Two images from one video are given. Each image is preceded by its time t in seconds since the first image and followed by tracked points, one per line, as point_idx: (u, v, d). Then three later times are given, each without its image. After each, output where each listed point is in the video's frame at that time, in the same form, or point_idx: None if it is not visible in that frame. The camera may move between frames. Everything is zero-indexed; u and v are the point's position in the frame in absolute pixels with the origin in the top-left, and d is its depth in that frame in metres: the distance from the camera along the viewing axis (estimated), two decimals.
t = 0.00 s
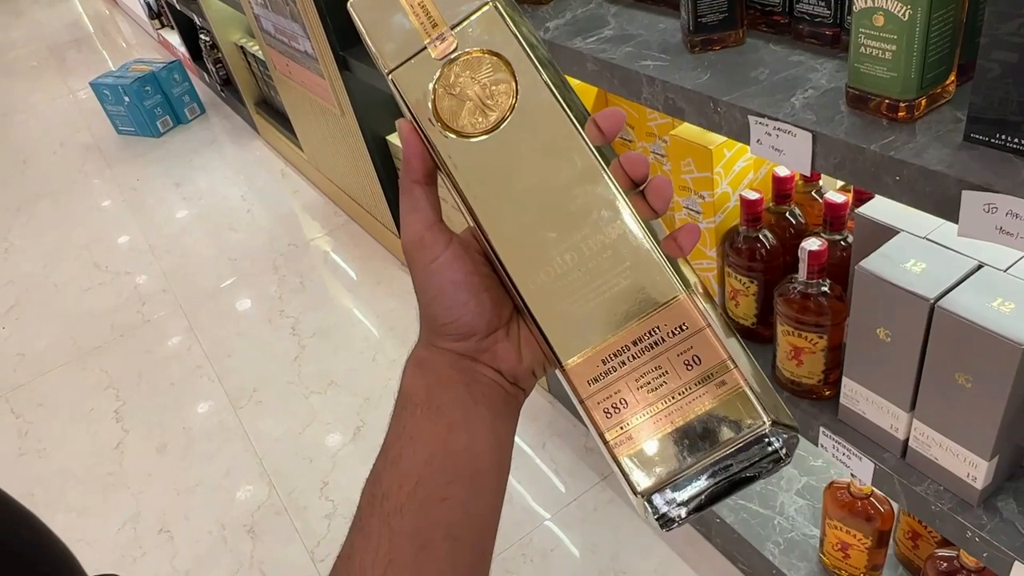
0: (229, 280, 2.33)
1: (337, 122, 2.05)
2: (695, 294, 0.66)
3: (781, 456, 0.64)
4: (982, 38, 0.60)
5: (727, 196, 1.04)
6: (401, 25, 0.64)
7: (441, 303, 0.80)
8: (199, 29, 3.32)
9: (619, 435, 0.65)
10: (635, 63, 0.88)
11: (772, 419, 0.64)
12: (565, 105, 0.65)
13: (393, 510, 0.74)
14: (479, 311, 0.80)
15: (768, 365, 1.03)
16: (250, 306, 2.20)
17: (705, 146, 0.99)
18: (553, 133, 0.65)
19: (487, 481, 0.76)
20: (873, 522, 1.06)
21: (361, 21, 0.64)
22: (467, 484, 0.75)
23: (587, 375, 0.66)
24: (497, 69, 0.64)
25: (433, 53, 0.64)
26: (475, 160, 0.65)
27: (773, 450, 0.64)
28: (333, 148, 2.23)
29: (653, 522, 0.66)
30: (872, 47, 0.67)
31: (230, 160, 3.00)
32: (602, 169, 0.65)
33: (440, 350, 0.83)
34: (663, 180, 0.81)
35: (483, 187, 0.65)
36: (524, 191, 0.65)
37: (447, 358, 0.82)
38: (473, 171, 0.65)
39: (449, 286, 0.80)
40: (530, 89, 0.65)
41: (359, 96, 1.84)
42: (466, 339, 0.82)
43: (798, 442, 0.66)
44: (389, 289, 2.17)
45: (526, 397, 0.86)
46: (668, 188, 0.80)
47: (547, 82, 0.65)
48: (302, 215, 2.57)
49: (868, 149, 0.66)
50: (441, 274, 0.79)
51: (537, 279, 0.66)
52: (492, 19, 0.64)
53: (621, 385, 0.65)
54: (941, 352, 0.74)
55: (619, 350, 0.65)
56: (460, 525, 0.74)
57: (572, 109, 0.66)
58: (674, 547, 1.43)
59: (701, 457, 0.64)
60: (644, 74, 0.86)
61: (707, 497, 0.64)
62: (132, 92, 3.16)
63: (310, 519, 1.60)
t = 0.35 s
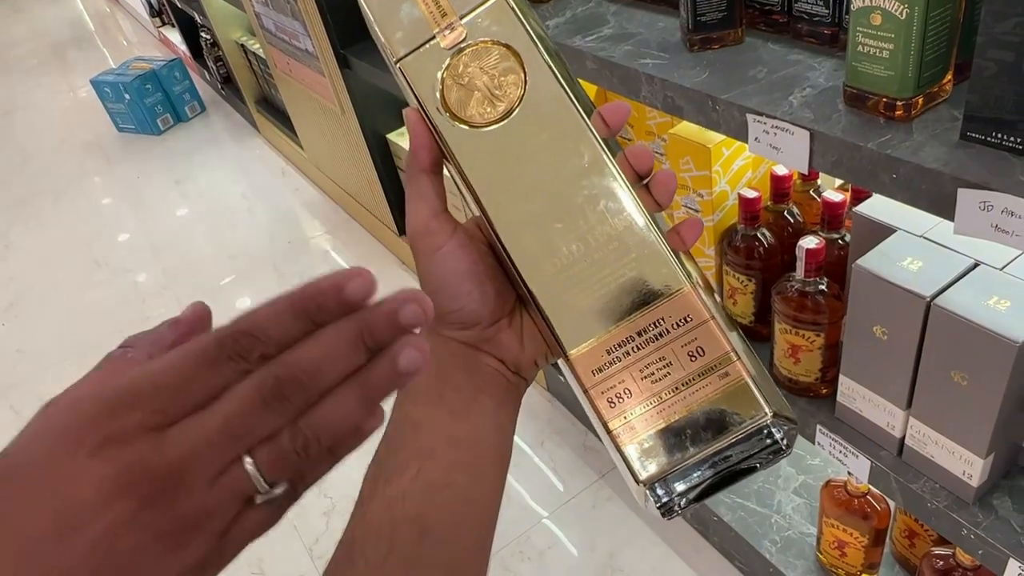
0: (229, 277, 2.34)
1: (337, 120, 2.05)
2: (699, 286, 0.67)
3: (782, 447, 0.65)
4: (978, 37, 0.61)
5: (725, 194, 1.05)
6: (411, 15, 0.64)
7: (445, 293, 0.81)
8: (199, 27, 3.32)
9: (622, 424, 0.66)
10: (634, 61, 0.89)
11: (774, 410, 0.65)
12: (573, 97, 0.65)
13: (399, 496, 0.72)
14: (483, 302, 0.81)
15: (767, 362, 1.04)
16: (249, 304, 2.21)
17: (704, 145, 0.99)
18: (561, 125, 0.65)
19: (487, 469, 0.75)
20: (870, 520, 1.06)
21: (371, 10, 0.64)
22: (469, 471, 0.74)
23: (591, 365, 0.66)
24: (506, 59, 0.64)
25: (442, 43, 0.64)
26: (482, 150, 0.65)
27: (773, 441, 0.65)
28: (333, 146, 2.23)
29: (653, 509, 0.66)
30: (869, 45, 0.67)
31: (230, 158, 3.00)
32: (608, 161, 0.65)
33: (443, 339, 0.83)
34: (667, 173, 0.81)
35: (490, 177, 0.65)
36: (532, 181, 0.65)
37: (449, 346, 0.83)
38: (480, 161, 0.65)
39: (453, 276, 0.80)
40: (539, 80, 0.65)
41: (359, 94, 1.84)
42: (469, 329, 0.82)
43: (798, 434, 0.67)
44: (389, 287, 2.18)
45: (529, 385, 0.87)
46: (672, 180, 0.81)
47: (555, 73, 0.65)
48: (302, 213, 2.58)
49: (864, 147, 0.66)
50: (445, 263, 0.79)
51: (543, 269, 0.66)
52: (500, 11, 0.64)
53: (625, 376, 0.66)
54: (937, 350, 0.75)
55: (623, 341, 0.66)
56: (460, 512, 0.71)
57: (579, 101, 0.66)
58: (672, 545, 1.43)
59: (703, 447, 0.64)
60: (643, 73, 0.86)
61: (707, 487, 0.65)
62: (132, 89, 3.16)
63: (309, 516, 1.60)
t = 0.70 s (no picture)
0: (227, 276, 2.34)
1: (335, 118, 2.05)
2: (700, 281, 0.67)
3: (781, 441, 0.65)
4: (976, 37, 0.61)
5: (723, 194, 1.05)
6: (414, 10, 0.64)
7: (447, 288, 0.81)
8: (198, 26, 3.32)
9: (624, 418, 0.65)
10: (633, 60, 0.89)
11: (774, 406, 0.65)
12: (575, 93, 0.65)
13: (394, 491, 0.70)
14: (485, 297, 0.82)
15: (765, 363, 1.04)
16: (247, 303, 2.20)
17: (703, 144, 0.99)
18: (563, 120, 0.65)
19: (486, 466, 0.76)
20: (866, 521, 1.06)
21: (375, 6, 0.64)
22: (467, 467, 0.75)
23: (593, 359, 0.66)
24: (509, 54, 0.64)
25: (444, 38, 0.64)
26: (485, 145, 0.65)
27: (773, 436, 0.65)
28: (332, 145, 2.23)
29: (655, 503, 0.66)
30: (868, 45, 0.67)
31: (229, 157, 3.00)
32: (610, 156, 0.65)
33: (443, 334, 0.84)
34: (667, 170, 0.85)
35: (492, 172, 0.65)
36: (534, 176, 0.65)
37: (450, 341, 0.84)
38: (482, 156, 0.65)
39: (455, 271, 0.81)
40: (541, 75, 0.65)
41: (358, 93, 1.84)
42: (470, 323, 0.83)
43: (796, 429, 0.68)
44: (387, 286, 2.18)
45: (526, 380, 0.88)
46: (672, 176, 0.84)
47: (557, 69, 0.65)
48: (300, 212, 2.57)
49: (863, 147, 0.66)
50: (447, 258, 0.80)
51: (547, 264, 0.66)
52: (503, 7, 0.65)
53: (627, 370, 0.65)
54: (936, 350, 0.75)
55: (625, 336, 0.65)
56: (460, 508, 0.71)
57: (581, 97, 0.66)
58: (669, 545, 1.43)
59: (704, 441, 0.64)
60: (642, 72, 0.86)
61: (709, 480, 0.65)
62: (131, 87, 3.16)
63: (306, 514, 1.60)
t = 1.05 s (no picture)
0: (225, 275, 2.34)
1: (334, 118, 2.05)
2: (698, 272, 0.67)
3: (781, 429, 0.66)
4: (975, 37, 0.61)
5: (722, 193, 1.05)
6: (412, 10, 0.64)
7: (444, 284, 0.81)
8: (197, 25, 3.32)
9: (626, 408, 0.65)
10: (632, 60, 0.89)
11: (774, 394, 0.65)
12: (572, 91, 0.66)
13: (392, 489, 0.72)
14: (482, 293, 0.82)
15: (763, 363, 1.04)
16: (245, 302, 2.20)
17: (701, 144, 1.00)
18: (561, 117, 0.65)
19: (485, 462, 0.76)
20: (863, 520, 1.06)
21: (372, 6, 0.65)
22: (466, 462, 0.75)
23: (593, 351, 0.65)
24: (506, 52, 0.65)
25: (441, 36, 0.64)
26: (483, 141, 0.65)
27: (774, 425, 0.66)
28: (330, 144, 2.23)
29: (657, 492, 0.66)
30: (867, 44, 0.67)
31: (227, 156, 3.00)
32: (607, 152, 0.66)
33: (440, 330, 0.83)
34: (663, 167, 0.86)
35: (491, 168, 0.65)
36: (533, 172, 0.65)
37: (447, 338, 0.83)
38: (481, 152, 0.65)
39: (452, 268, 0.80)
40: (538, 72, 0.65)
41: (357, 92, 1.84)
42: (467, 320, 0.83)
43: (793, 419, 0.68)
44: (386, 285, 2.18)
45: (524, 377, 0.87)
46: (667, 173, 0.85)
47: (554, 66, 0.65)
48: (299, 211, 2.57)
49: (861, 145, 0.67)
50: (445, 254, 0.80)
51: (546, 258, 0.65)
52: (500, 6, 0.65)
53: (627, 361, 0.65)
54: (933, 349, 0.75)
55: (626, 327, 0.65)
56: (458, 504, 0.73)
57: (578, 95, 0.67)
58: (667, 544, 1.43)
59: (706, 430, 0.65)
60: (641, 71, 0.86)
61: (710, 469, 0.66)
62: (129, 86, 3.15)
63: (304, 513, 1.60)
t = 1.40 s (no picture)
0: (222, 274, 2.33)
1: (333, 117, 2.05)
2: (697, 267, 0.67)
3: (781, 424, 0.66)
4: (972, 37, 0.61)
5: (719, 193, 1.05)
6: (413, 7, 0.65)
7: (442, 279, 0.81)
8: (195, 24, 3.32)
9: (626, 402, 0.65)
10: (630, 59, 0.89)
11: (773, 387, 0.66)
12: (572, 87, 0.66)
13: (389, 485, 0.73)
14: (480, 289, 0.81)
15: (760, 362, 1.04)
16: (242, 301, 2.20)
17: (699, 143, 1.00)
18: (561, 114, 0.65)
19: (482, 457, 0.77)
20: (860, 519, 1.07)
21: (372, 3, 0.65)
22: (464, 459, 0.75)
23: (594, 345, 0.66)
24: (506, 49, 0.65)
25: (442, 33, 0.64)
26: (483, 137, 0.65)
27: (773, 418, 0.65)
28: (329, 144, 2.23)
29: (656, 487, 0.66)
30: (865, 43, 0.67)
31: (225, 155, 3.00)
32: (608, 149, 0.66)
33: (439, 326, 0.83)
34: (662, 165, 0.87)
35: (491, 164, 0.65)
36: (533, 169, 0.65)
37: (445, 333, 0.83)
38: (482, 148, 0.65)
39: (451, 263, 0.80)
40: (538, 69, 0.65)
41: (356, 91, 1.84)
42: (465, 316, 0.82)
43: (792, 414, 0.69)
44: (384, 285, 2.18)
45: (523, 374, 0.87)
46: (665, 171, 0.86)
47: (554, 63, 0.66)
48: (297, 210, 2.57)
49: (858, 145, 0.67)
50: (444, 250, 0.80)
51: (546, 254, 0.65)
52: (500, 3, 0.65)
53: (627, 356, 0.66)
54: (930, 347, 0.75)
55: (626, 321, 0.65)
56: (455, 499, 0.73)
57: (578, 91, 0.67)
58: (664, 544, 1.44)
59: (706, 423, 0.65)
60: (640, 70, 0.87)
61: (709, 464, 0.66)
62: (127, 85, 3.15)
63: (302, 512, 1.60)
